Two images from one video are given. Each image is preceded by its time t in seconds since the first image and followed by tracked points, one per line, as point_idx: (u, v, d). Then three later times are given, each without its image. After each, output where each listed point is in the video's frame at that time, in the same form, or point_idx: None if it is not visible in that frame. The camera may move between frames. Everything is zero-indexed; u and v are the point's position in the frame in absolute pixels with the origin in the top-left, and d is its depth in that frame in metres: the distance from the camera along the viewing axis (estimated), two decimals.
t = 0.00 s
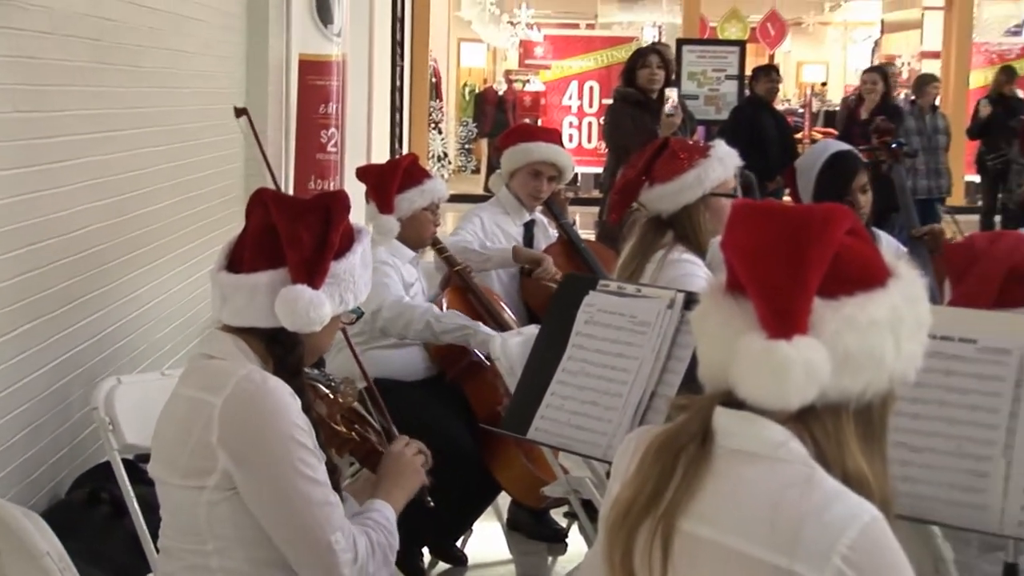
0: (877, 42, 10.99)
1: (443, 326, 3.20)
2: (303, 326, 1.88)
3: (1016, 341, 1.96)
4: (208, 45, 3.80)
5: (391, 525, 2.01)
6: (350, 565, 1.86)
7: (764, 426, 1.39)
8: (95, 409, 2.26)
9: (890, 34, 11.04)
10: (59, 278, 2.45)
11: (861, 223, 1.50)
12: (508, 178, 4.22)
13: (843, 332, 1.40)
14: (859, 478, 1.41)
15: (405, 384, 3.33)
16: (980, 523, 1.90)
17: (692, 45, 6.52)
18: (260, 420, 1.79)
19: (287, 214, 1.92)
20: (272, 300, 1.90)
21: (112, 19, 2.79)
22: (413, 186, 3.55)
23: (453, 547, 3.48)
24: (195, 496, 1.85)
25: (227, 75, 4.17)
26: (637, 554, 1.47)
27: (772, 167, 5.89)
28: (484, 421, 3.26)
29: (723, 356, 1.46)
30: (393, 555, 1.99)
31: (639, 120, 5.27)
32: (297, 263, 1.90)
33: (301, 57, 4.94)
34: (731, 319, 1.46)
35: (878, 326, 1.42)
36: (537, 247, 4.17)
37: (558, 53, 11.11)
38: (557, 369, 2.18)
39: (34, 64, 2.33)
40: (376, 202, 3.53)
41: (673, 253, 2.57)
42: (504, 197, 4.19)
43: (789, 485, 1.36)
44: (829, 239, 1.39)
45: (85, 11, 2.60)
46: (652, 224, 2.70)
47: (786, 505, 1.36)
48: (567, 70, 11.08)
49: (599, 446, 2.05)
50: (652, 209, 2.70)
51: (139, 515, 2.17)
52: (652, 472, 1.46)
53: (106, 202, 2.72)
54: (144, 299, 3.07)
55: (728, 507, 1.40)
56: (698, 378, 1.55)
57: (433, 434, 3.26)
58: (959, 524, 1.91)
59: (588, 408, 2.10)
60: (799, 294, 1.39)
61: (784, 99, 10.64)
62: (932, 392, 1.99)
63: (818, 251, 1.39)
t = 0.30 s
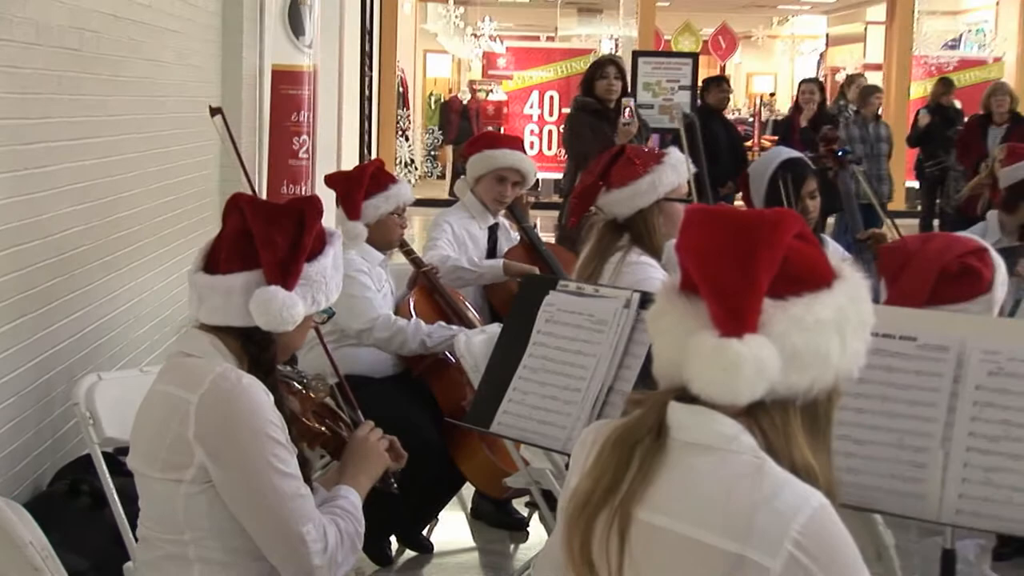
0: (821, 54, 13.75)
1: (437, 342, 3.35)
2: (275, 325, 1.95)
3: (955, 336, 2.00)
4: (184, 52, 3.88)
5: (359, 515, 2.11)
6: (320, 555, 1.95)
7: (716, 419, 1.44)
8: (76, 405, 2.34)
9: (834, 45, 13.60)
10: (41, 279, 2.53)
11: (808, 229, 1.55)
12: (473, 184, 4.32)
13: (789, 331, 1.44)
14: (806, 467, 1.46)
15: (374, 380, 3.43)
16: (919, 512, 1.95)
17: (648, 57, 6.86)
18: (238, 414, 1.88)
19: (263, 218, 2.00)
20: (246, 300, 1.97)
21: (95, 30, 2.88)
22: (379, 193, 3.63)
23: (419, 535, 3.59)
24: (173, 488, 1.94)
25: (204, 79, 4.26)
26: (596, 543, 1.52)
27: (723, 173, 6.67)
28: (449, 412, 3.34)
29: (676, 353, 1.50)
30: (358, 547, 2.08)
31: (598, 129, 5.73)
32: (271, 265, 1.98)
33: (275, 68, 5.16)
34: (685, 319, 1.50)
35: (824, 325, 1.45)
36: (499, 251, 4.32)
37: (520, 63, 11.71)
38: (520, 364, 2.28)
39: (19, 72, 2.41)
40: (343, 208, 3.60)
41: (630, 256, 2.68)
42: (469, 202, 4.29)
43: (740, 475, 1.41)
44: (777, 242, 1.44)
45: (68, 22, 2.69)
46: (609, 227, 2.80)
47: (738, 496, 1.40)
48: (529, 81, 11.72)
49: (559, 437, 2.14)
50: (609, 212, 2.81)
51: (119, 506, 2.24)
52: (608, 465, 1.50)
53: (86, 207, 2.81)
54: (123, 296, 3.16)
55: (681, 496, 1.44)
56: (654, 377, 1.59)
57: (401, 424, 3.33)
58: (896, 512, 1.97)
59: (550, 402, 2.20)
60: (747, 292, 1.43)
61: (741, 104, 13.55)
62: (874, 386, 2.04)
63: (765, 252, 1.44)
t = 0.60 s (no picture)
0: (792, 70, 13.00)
1: (419, 350, 3.42)
2: (271, 328, 1.97)
3: (920, 339, 2.00)
4: (186, 61, 3.98)
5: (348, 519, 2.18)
6: (302, 556, 2.00)
7: (693, 416, 1.43)
8: (82, 402, 2.44)
9: (803, 63, 12.85)
10: (47, 282, 2.64)
11: (786, 236, 1.55)
12: (460, 192, 4.42)
13: (766, 333, 1.43)
14: (782, 466, 1.45)
15: (369, 377, 3.54)
16: (887, 508, 1.94)
17: (627, 72, 7.14)
18: (232, 414, 1.94)
19: (261, 224, 2.01)
20: (245, 302, 1.99)
21: (103, 44, 3.01)
22: (352, 209, 3.65)
23: (407, 527, 3.71)
24: (172, 485, 2.00)
25: (205, 86, 4.37)
26: (579, 537, 1.50)
27: (699, 182, 6.81)
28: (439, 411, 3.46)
29: (658, 353, 1.49)
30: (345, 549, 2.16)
31: (580, 140, 6.03)
32: (269, 270, 2.00)
33: (271, 81, 5.41)
34: (665, 321, 1.49)
35: (799, 328, 1.45)
36: (485, 257, 4.42)
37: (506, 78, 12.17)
38: (506, 365, 2.35)
39: (28, 84, 2.52)
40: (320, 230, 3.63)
41: (610, 263, 2.80)
42: (455, 209, 4.38)
43: (717, 471, 1.39)
44: (753, 249, 1.43)
45: (75, 37, 2.80)
46: (591, 235, 2.94)
47: (714, 492, 1.39)
48: (511, 94, 12.10)
49: (542, 435, 2.21)
50: (590, 220, 2.95)
51: (121, 498, 2.33)
52: (590, 463, 1.48)
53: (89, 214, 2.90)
54: (125, 297, 3.25)
55: (661, 492, 1.43)
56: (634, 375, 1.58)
57: (394, 424, 3.47)
58: (864, 507, 1.96)
59: (535, 400, 2.27)
60: (726, 297, 1.43)
61: (712, 120, 12.83)
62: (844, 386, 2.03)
63: (745, 257, 1.43)
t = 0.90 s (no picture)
0: (790, 72, 12.30)
1: (421, 336, 3.53)
2: (294, 319, 2.05)
3: (917, 327, 2.08)
4: (208, 61, 4.08)
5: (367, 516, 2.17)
6: (313, 542, 2.00)
7: (701, 401, 1.48)
8: (114, 389, 2.54)
9: (802, 63, 12.23)
10: (78, 274, 2.75)
11: (791, 229, 1.62)
12: (474, 188, 4.52)
13: (772, 321, 1.49)
14: (787, 448, 1.51)
15: (387, 366, 3.64)
16: (886, 487, 2.02)
17: (631, 73, 7.15)
18: (254, 400, 1.97)
19: (286, 220, 2.10)
20: (270, 295, 2.07)
21: (131, 48, 3.12)
22: (362, 216, 3.67)
23: (427, 508, 3.78)
24: (200, 470, 2.05)
25: (226, 84, 4.46)
26: (592, 516, 1.56)
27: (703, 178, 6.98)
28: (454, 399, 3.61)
29: (668, 340, 1.54)
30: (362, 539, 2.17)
31: (589, 138, 6.12)
32: (293, 264, 2.08)
33: (293, 83, 5.86)
34: (676, 311, 1.54)
35: (803, 317, 1.50)
36: (498, 252, 4.50)
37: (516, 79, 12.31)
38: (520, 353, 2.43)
39: (60, 85, 2.63)
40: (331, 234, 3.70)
41: (616, 254, 2.91)
42: (470, 205, 4.49)
43: (724, 454, 1.45)
44: (760, 240, 1.50)
45: (105, 40, 2.92)
46: (599, 228, 3.05)
47: (721, 473, 1.44)
48: (522, 95, 12.29)
49: (556, 419, 2.28)
50: (600, 214, 3.05)
51: (153, 480, 2.43)
52: (603, 446, 1.54)
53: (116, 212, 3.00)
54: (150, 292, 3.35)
55: (671, 472, 1.48)
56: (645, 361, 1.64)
57: (412, 409, 3.56)
58: (865, 488, 2.04)
59: (547, 385, 2.35)
60: (734, 287, 1.48)
61: (712, 120, 12.21)
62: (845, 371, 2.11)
63: (751, 249, 1.49)
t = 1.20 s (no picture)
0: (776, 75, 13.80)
1: (425, 334, 3.64)
2: (307, 313, 2.16)
3: (904, 319, 2.16)
4: (217, 65, 4.22)
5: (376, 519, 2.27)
6: (314, 530, 2.10)
7: (700, 391, 1.52)
8: (134, 380, 2.65)
9: (789, 68, 13.59)
10: (92, 272, 2.85)
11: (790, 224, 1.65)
12: (476, 187, 4.64)
13: (769, 317, 1.52)
14: (782, 437, 1.55)
15: (393, 359, 3.75)
16: (874, 473, 2.10)
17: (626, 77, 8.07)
18: (267, 393, 2.08)
19: (297, 219, 2.21)
20: (283, 291, 2.19)
21: (144, 52, 3.26)
22: (369, 214, 3.77)
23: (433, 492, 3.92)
24: (216, 458, 2.16)
25: (234, 85, 4.61)
26: (595, 501, 1.58)
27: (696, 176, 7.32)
28: (457, 387, 3.72)
29: (669, 332, 1.58)
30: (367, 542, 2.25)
31: (587, 139, 6.28)
32: (304, 261, 2.19)
33: (303, 87, 6.11)
34: (676, 305, 1.57)
35: (799, 312, 1.54)
36: (499, 247, 4.59)
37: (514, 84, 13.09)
38: (521, 343, 2.49)
39: (78, 88, 2.76)
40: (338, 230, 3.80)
41: (613, 250, 3.02)
42: (473, 204, 4.61)
43: (721, 442, 1.48)
44: (758, 238, 1.52)
45: (120, 44, 3.05)
46: (598, 225, 3.16)
47: (720, 461, 1.48)
48: (521, 99, 13.11)
49: (558, 408, 2.34)
50: (598, 212, 3.16)
51: (172, 468, 2.54)
52: (606, 433, 1.57)
53: (129, 210, 3.12)
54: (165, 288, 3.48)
55: (671, 460, 1.52)
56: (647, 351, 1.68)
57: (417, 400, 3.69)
58: (853, 473, 2.12)
59: (548, 375, 2.40)
60: (734, 283, 1.51)
61: (705, 121, 13.75)
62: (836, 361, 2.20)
63: (749, 246, 1.52)
